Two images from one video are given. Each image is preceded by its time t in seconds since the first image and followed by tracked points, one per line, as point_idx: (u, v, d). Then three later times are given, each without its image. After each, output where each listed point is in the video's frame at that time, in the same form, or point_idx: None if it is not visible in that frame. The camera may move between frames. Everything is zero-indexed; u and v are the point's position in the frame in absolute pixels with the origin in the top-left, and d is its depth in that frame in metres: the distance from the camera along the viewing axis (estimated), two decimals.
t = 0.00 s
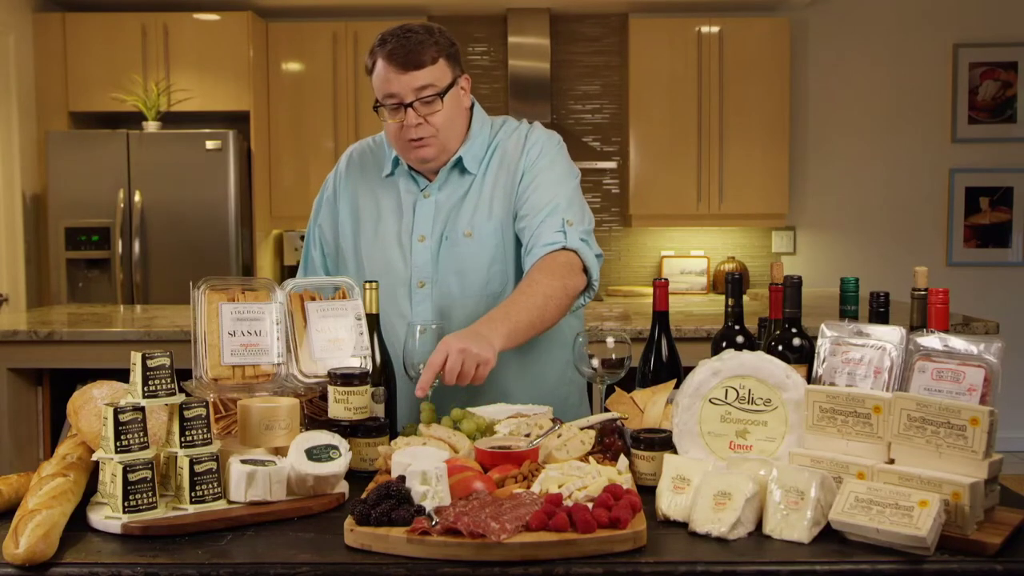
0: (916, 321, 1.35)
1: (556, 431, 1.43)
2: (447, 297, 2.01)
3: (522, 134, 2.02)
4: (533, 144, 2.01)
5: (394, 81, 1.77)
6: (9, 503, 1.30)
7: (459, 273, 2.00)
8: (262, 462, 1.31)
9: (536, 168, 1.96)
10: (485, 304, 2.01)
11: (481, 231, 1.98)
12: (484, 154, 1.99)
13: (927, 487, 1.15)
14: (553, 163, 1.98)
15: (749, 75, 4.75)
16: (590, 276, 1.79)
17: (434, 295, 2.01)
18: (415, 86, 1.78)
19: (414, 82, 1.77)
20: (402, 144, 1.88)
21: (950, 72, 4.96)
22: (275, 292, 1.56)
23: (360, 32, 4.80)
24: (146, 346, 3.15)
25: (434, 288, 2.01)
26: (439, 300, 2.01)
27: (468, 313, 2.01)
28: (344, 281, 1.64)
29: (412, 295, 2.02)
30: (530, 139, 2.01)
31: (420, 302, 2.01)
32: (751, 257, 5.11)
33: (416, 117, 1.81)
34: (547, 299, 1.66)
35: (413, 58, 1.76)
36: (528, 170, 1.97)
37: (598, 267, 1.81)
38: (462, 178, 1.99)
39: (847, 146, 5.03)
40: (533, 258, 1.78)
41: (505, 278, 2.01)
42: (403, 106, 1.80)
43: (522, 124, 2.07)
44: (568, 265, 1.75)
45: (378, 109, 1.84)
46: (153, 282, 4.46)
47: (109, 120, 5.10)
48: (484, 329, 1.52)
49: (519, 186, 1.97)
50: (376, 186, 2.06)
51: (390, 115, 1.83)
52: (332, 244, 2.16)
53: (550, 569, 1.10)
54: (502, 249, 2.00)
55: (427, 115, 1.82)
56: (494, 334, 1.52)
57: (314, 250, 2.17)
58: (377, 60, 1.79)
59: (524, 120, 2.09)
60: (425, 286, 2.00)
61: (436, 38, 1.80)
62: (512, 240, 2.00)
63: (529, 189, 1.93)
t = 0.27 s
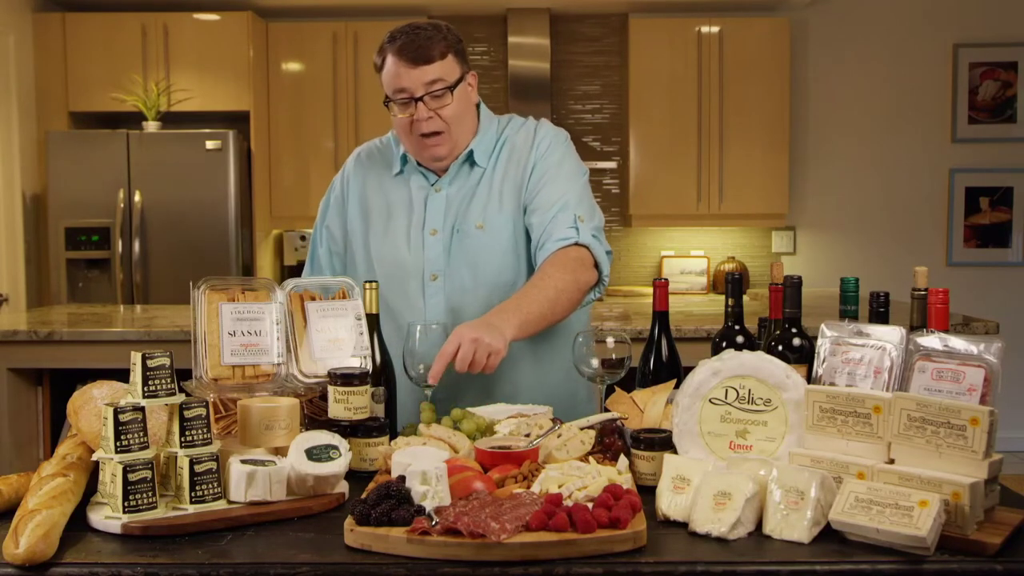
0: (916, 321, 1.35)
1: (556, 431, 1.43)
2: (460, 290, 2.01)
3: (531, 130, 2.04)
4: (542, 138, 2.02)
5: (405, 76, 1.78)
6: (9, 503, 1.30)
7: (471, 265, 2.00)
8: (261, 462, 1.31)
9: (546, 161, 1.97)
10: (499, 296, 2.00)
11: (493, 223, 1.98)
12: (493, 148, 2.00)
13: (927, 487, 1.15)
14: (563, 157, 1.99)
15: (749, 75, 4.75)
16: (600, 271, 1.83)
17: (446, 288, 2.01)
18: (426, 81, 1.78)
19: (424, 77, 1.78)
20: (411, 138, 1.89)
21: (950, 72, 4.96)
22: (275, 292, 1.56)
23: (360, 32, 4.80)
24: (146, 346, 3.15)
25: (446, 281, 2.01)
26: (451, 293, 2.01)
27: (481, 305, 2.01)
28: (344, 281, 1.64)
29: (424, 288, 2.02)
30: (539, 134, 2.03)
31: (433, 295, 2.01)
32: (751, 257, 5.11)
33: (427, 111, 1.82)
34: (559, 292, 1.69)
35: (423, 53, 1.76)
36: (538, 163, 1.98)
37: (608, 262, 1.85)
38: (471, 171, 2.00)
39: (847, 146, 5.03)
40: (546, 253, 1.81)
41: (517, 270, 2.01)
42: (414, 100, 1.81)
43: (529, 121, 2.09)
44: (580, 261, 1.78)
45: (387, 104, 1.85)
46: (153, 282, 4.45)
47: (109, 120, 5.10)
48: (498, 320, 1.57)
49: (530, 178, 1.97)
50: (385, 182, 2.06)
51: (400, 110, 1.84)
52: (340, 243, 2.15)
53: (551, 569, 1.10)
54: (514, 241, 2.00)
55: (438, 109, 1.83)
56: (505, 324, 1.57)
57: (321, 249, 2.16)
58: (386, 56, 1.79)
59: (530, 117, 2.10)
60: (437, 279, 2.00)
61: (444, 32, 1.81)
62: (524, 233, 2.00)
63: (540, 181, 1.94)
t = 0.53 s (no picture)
0: (916, 321, 1.35)
1: (556, 430, 1.43)
2: (475, 282, 2.01)
3: (544, 127, 2.06)
4: (556, 135, 2.05)
5: (421, 70, 1.81)
6: (9, 503, 1.30)
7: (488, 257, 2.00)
8: (262, 462, 1.31)
9: (561, 156, 2.01)
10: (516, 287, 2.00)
11: (510, 214, 1.99)
12: (507, 143, 2.02)
13: (927, 487, 1.15)
14: (577, 154, 2.03)
15: (749, 75, 4.75)
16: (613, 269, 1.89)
17: (463, 279, 2.01)
18: (442, 75, 1.82)
19: (440, 71, 1.81)
20: (425, 133, 1.91)
21: (950, 72, 4.96)
22: (275, 292, 1.56)
23: (360, 32, 4.80)
24: (146, 346, 3.15)
25: (462, 273, 2.01)
26: (467, 285, 2.01)
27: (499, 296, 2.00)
28: (344, 281, 1.64)
29: (441, 280, 2.01)
30: (552, 130, 2.06)
31: (449, 287, 2.01)
32: (751, 257, 5.11)
33: (442, 105, 1.85)
34: (575, 284, 1.74)
35: (441, 48, 1.80)
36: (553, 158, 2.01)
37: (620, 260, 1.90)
38: (484, 166, 2.01)
39: (848, 146, 5.03)
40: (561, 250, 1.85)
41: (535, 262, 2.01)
42: (430, 94, 1.84)
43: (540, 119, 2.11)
44: (597, 258, 1.84)
45: (403, 100, 1.88)
46: (153, 282, 4.46)
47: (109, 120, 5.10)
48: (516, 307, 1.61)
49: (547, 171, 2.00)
50: (398, 179, 2.06)
51: (415, 104, 1.86)
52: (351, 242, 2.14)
53: (551, 569, 1.10)
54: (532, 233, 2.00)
55: (452, 104, 1.86)
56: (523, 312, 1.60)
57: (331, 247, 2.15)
58: (403, 51, 1.83)
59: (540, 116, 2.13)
60: (453, 271, 2.00)
61: (461, 31, 1.85)
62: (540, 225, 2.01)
63: (556, 176, 1.98)
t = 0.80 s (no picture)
0: (916, 321, 1.35)
1: (556, 431, 1.43)
2: (487, 277, 2.00)
3: (552, 126, 2.08)
4: (566, 134, 2.07)
5: (435, 69, 1.82)
6: (9, 503, 1.30)
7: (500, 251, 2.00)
8: (261, 462, 1.31)
9: (572, 154, 2.02)
10: (529, 281, 1.99)
11: (522, 208, 1.99)
12: (516, 140, 2.03)
13: (927, 487, 1.15)
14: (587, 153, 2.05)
15: (750, 75, 4.75)
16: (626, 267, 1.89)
17: (475, 273, 2.00)
18: (455, 74, 1.83)
19: (454, 70, 1.82)
20: (436, 131, 1.92)
21: (950, 72, 4.96)
22: (275, 292, 1.56)
23: (360, 32, 4.80)
24: (146, 346, 3.15)
25: (473, 267, 2.01)
26: (479, 279, 2.01)
27: (512, 290, 2.00)
28: (344, 281, 1.64)
29: (453, 275, 2.00)
30: (561, 129, 2.07)
31: (461, 281, 2.00)
32: (751, 257, 5.11)
33: (455, 103, 1.86)
34: (594, 281, 1.76)
35: (455, 47, 1.81)
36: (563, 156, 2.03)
37: (632, 259, 1.91)
38: (493, 162, 2.02)
39: (848, 146, 5.03)
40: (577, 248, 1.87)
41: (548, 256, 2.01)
42: (443, 92, 1.85)
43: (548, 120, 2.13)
44: (612, 256, 1.86)
45: (415, 97, 1.89)
46: (153, 282, 4.45)
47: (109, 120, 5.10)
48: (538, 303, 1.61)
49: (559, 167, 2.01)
50: (407, 176, 2.06)
51: (427, 102, 1.87)
52: (357, 241, 2.11)
53: (550, 569, 1.10)
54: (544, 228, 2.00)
55: (465, 102, 1.87)
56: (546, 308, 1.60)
57: (337, 247, 2.12)
58: (417, 49, 1.84)
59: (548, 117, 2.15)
60: (465, 264, 2.00)
61: (474, 30, 1.86)
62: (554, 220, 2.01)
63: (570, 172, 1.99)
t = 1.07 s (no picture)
0: (916, 321, 1.35)
1: (556, 431, 1.43)
2: (494, 271, 2.00)
3: (558, 124, 2.09)
4: (572, 133, 2.07)
5: (446, 66, 1.83)
6: (9, 503, 1.30)
7: (507, 245, 2.00)
8: (261, 462, 1.31)
9: (578, 152, 2.03)
10: (537, 276, 2.00)
11: (530, 203, 1.99)
12: (523, 137, 2.04)
13: (927, 487, 1.15)
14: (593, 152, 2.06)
15: (750, 75, 4.75)
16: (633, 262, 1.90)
17: (482, 267, 2.00)
18: (466, 72, 1.83)
19: (465, 68, 1.83)
20: (445, 128, 1.93)
21: (951, 72, 4.96)
22: (275, 292, 1.56)
23: (360, 32, 4.80)
24: (146, 346, 3.15)
25: (480, 261, 2.01)
26: (486, 274, 2.00)
27: (519, 284, 2.00)
28: (344, 281, 1.64)
29: (459, 269, 2.00)
30: (567, 128, 2.08)
31: (468, 276, 2.00)
32: (751, 257, 5.11)
33: (465, 101, 1.87)
34: (606, 275, 1.76)
35: (466, 45, 1.82)
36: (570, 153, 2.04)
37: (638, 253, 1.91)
38: (500, 159, 2.02)
39: (848, 146, 5.03)
40: (586, 241, 1.87)
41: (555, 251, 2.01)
42: (453, 90, 1.85)
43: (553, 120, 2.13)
44: (621, 250, 1.86)
45: (424, 93, 1.89)
46: (153, 282, 4.45)
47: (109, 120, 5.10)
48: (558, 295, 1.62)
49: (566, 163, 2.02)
50: (413, 173, 2.06)
51: (437, 99, 1.88)
52: (362, 238, 2.11)
53: (551, 569, 1.10)
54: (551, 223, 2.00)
55: (475, 100, 1.88)
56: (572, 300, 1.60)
57: (342, 244, 2.12)
58: (428, 47, 1.84)
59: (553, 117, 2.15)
60: (472, 259, 2.00)
61: (485, 29, 1.86)
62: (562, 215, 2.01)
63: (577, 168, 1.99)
